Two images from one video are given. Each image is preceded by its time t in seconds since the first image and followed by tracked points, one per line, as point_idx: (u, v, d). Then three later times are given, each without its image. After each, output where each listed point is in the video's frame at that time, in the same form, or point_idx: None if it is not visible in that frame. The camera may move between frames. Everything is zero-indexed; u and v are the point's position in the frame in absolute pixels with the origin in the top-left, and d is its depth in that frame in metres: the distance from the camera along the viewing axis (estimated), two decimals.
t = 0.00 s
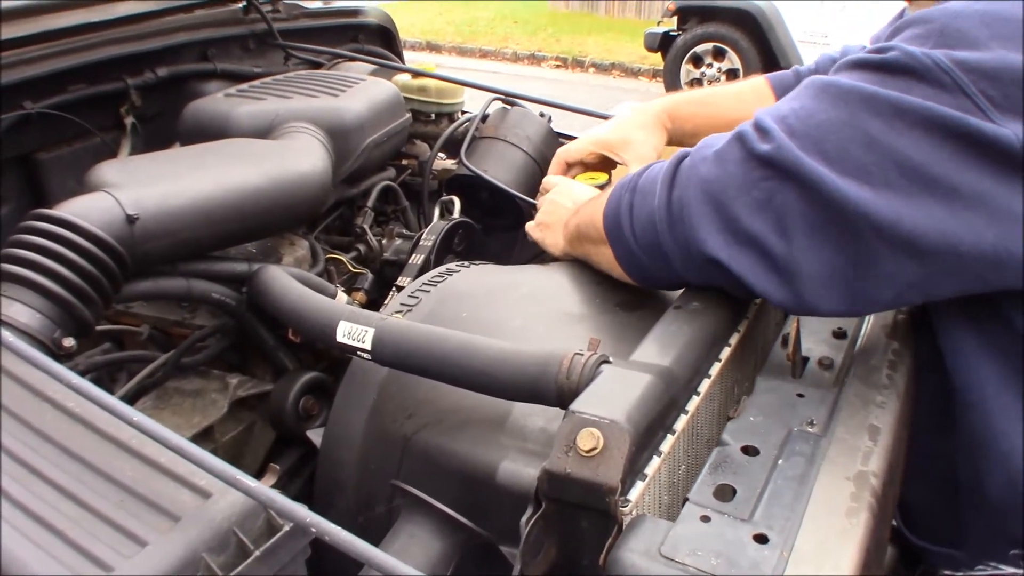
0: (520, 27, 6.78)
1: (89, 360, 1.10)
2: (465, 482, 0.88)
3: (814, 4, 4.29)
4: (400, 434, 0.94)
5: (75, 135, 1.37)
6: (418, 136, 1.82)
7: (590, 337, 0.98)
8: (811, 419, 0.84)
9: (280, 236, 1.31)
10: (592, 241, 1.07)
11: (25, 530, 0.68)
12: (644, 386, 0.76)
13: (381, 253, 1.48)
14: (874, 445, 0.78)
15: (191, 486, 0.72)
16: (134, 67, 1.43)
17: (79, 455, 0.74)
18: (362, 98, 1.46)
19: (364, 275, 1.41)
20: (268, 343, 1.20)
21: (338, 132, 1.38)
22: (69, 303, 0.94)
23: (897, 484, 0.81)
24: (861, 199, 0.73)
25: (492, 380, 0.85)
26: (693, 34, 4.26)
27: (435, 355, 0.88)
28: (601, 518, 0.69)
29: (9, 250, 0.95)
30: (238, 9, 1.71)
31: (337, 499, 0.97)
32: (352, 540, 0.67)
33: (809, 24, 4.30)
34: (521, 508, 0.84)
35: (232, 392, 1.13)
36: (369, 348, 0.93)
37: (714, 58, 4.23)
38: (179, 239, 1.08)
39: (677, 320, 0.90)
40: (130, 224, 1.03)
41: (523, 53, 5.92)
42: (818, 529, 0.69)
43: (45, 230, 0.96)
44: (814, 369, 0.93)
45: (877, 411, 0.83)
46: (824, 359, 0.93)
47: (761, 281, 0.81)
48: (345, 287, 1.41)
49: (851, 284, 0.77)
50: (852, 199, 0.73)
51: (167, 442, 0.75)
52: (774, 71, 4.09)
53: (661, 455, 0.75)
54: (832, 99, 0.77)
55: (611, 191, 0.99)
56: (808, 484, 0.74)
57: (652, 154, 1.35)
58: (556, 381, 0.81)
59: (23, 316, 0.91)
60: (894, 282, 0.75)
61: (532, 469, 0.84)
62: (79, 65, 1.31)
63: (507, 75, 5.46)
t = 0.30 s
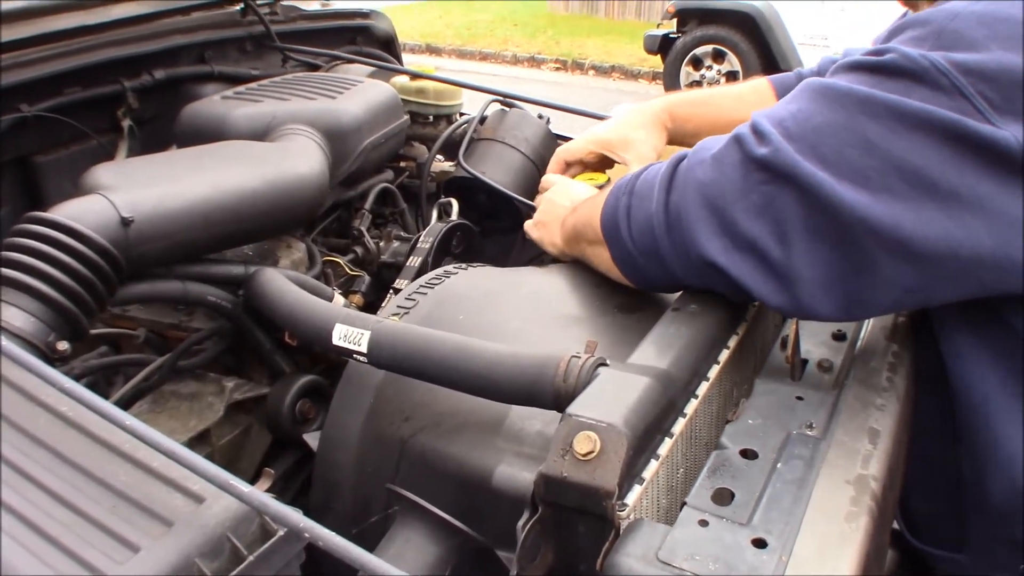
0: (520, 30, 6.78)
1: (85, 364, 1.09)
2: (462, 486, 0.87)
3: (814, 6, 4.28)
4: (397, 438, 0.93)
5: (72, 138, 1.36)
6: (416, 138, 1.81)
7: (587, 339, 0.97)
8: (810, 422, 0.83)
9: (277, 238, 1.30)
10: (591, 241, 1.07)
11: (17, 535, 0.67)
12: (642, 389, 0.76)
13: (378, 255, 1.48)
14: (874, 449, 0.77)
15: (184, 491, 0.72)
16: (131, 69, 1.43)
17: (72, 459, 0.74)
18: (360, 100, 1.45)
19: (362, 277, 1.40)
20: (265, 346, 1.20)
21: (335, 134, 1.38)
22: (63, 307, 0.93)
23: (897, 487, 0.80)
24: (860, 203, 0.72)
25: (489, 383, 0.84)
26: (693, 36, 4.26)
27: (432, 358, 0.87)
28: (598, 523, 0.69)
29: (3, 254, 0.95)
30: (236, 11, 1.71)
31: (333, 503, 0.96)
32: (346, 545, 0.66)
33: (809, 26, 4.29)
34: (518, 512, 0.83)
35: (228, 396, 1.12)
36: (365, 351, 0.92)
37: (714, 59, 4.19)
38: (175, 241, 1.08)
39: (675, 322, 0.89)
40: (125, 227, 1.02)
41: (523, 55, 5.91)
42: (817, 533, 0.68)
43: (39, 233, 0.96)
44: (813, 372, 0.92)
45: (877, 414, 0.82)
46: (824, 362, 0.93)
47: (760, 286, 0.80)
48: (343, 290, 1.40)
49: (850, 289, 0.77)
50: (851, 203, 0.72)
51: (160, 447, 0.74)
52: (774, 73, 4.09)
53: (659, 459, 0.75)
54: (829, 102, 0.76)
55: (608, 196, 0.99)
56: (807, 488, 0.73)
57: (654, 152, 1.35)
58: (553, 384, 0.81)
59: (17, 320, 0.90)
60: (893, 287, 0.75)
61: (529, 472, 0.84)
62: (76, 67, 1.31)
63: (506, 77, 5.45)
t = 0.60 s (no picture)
0: (515, 28, 6.77)
1: (80, 362, 1.08)
2: (459, 484, 0.87)
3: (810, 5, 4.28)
4: (394, 437, 0.93)
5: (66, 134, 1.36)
6: (412, 136, 1.81)
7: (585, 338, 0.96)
8: (808, 420, 0.83)
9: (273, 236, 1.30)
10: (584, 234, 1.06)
11: (10, 535, 0.67)
12: (640, 388, 0.76)
13: (374, 253, 1.47)
14: (872, 448, 0.77)
15: (179, 489, 0.71)
16: (126, 66, 1.42)
17: (66, 458, 0.73)
18: (356, 97, 1.45)
19: (357, 275, 1.40)
20: (261, 344, 1.19)
21: (331, 131, 1.37)
22: (58, 304, 0.93)
23: (895, 486, 0.80)
24: (868, 199, 0.72)
25: (486, 381, 0.84)
26: (688, 35, 4.25)
27: (429, 357, 0.87)
28: (597, 522, 0.68)
29: None
30: (232, 8, 1.70)
31: (329, 503, 0.95)
32: (343, 544, 0.66)
33: (804, 25, 4.29)
34: (515, 511, 0.83)
35: (224, 393, 1.12)
36: (362, 349, 0.92)
37: (709, 59, 4.21)
38: (170, 238, 1.07)
39: (673, 320, 0.89)
40: (120, 224, 1.02)
41: (519, 53, 5.90)
42: (815, 533, 0.68)
43: (33, 230, 0.95)
44: (811, 371, 0.92)
45: (875, 413, 0.82)
46: (821, 361, 0.93)
47: (764, 282, 0.80)
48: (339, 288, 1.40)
49: (855, 287, 0.76)
50: (859, 199, 0.72)
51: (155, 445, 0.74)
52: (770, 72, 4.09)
53: (657, 458, 0.74)
54: (838, 98, 0.76)
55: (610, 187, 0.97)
56: (805, 488, 0.73)
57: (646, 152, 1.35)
58: (550, 383, 0.80)
59: (11, 317, 0.90)
60: (898, 285, 0.74)
61: (526, 471, 0.83)
62: (71, 64, 1.30)
63: (502, 76, 5.44)
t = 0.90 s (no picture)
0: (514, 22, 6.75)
1: (78, 357, 1.08)
2: (458, 479, 0.87)
3: None
4: (393, 431, 0.93)
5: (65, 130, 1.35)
6: (410, 130, 1.80)
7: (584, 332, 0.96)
8: (808, 415, 0.84)
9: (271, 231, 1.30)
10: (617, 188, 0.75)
11: (11, 530, 0.67)
12: (639, 383, 0.76)
13: (373, 247, 1.47)
14: (871, 442, 0.77)
15: (179, 484, 0.71)
16: (124, 60, 1.41)
17: (66, 453, 0.73)
18: (354, 91, 1.44)
19: (357, 269, 1.40)
20: (260, 338, 1.19)
21: (329, 126, 1.37)
22: (56, 299, 0.92)
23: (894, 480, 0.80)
24: None
25: (484, 376, 0.84)
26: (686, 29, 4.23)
27: (428, 351, 0.87)
28: (594, 516, 0.69)
29: None
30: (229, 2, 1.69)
31: (328, 498, 0.96)
32: (341, 539, 0.66)
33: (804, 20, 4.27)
34: (514, 505, 0.83)
35: (223, 388, 1.12)
36: (361, 344, 0.92)
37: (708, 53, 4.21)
38: (169, 233, 1.07)
39: (673, 314, 0.89)
40: (119, 219, 1.02)
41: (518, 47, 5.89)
42: (814, 527, 0.68)
43: (31, 225, 0.95)
44: (810, 365, 0.92)
45: (874, 407, 0.82)
46: (819, 355, 0.93)
47: (884, 294, 0.61)
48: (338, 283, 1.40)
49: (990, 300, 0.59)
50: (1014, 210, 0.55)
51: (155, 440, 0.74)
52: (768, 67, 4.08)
53: (656, 452, 0.74)
54: (984, 81, 0.58)
55: (677, 140, 0.69)
56: (804, 482, 0.73)
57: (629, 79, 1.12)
58: (549, 377, 0.80)
59: (10, 312, 0.90)
60: None
61: (525, 466, 0.84)
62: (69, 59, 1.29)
63: (501, 70, 5.43)
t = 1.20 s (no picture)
0: (514, 20, 6.75)
1: (79, 355, 1.08)
2: (458, 476, 0.87)
3: None
4: (393, 429, 0.93)
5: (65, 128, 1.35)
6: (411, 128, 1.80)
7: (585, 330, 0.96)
8: (808, 412, 0.84)
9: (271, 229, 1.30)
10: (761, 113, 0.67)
11: (11, 527, 0.67)
12: (640, 381, 0.76)
13: (373, 245, 1.48)
14: (871, 440, 0.77)
15: (179, 482, 0.71)
16: (124, 58, 1.41)
17: (66, 451, 0.73)
18: (354, 89, 1.44)
19: (357, 267, 1.40)
20: (260, 336, 1.19)
21: (329, 124, 1.37)
22: (56, 297, 0.92)
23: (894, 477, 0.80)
24: None
25: (484, 374, 0.84)
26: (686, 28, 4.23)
27: (428, 349, 0.87)
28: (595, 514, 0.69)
29: None
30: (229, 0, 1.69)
31: (328, 496, 0.95)
32: (342, 538, 0.66)
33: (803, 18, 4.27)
34: (514, 503, 0.83)
35: (223, 386, 1.12)
36: (361, 342, 0.92)
37: (708, 51, 4.24)
38: (169, 231, 1.07)
39: (673, 312, 0.89)
40: (119, 217, 1.02)
41: (518, 45, 5.88)
42: (814, 525, 0.68)
43: (31, 223, 0.95)
44: (810, 363, 0.92)
45: (875, 404, 0.82)
46: (820, 353, 0.93)
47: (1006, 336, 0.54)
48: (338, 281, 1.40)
49: None
50: None
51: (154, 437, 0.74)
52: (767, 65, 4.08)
53: (656, 450, 0.74)
54: None
55: (846, 88, 0.60)
56: (804, 480, 0.73)
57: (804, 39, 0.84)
58: (549, 375, 0.80)
59: (10, 309, 0.90)
60: None
61: (525, 464, 0.84)
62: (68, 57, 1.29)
63: (500, 68, 5.42)
